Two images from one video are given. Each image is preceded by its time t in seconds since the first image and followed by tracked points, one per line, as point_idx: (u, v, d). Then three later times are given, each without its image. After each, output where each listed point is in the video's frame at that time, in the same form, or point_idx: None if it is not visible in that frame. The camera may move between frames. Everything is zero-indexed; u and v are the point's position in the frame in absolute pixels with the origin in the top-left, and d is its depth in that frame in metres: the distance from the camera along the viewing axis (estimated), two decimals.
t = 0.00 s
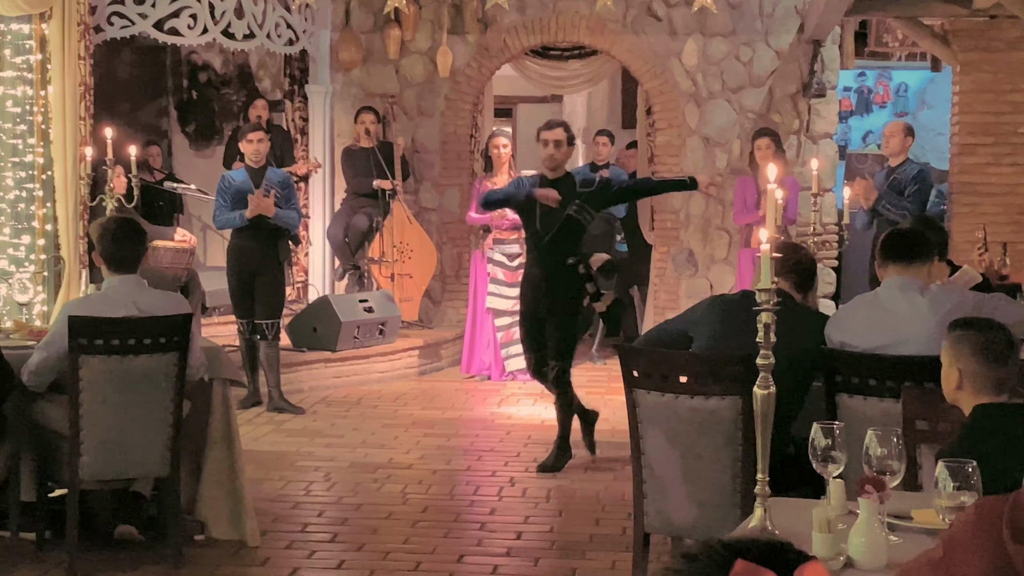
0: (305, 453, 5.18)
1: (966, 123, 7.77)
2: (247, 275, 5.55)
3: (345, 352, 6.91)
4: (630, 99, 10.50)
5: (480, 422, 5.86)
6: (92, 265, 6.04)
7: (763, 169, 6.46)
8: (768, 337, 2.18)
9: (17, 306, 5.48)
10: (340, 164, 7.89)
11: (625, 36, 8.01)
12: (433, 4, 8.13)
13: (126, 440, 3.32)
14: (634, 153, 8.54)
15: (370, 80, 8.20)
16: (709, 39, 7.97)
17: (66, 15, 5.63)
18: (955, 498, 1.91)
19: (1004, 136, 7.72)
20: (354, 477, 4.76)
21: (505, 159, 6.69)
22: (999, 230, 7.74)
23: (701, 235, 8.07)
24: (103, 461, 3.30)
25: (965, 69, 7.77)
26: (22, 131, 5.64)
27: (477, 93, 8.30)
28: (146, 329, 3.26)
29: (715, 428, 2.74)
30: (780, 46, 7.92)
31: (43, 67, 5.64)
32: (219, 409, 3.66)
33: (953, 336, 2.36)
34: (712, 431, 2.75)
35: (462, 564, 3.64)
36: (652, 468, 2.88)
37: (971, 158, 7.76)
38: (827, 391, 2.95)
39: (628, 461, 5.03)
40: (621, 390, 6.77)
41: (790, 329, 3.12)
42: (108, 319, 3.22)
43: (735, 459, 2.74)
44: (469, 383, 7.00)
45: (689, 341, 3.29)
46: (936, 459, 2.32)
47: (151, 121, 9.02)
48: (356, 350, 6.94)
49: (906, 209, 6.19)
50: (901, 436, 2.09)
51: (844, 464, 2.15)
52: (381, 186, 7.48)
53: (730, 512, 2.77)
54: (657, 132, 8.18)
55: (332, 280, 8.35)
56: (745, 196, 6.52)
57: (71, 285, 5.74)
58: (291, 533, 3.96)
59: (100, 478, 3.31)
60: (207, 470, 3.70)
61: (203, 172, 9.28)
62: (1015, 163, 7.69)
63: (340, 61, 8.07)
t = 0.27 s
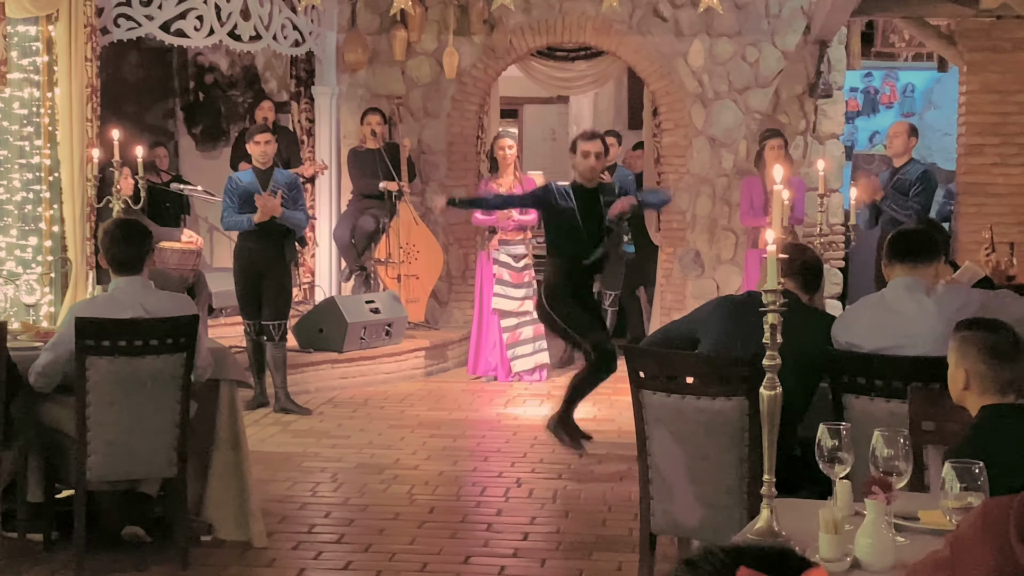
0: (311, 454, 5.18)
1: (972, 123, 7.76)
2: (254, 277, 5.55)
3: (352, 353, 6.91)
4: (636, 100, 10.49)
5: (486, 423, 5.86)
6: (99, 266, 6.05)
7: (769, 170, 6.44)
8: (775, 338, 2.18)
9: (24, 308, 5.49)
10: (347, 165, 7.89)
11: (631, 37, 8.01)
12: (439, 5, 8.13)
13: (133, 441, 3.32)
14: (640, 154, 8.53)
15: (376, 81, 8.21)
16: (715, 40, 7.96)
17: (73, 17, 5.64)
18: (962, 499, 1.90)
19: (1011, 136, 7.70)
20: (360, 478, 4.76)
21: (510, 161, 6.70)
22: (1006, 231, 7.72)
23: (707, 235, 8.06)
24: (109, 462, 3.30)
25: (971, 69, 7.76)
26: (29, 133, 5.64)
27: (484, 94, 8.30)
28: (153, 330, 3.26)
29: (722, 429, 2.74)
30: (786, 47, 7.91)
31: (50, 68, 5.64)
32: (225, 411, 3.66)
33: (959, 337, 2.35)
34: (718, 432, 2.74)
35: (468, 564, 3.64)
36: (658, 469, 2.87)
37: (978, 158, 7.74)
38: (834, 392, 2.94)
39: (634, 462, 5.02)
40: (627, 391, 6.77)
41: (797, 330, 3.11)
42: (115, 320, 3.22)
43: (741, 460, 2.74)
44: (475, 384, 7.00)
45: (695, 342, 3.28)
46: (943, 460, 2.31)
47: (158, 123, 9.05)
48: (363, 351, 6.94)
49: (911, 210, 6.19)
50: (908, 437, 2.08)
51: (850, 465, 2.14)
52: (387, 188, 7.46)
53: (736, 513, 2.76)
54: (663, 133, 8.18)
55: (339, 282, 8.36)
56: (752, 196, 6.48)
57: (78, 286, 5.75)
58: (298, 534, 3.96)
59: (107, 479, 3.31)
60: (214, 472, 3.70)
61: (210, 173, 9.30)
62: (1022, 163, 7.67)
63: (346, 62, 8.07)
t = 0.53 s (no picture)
0: (313, 455, 5.18)
1: (975, 123, 7.75)
2: (257, 278, 5.56)
3: (354, 354, 6.91)
4: (638, 101, 10.49)
5: (488, 424, 5.86)
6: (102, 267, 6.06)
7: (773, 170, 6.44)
8: (777, 339, 2.17)
9: (27, 309, 5.50)
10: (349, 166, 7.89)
11: (633, 38, 8.01)
12: (441, 6, 8.13)
13: (136, 442, 3.32)
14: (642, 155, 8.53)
15: (378, 82, 8.21)
16: (717, 41, 7.96)
17: (75, 18, 5.65)
18: (965, 500, 1.90)
19: (1014, 136, 7.70)
20: (362, 478, 4.77)
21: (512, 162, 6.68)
22: (1009, 231, 7.71)
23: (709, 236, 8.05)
24: (112, 463, 3.30)
25: (974, 70, 7.75)
26: (31, 134, 5.65)
27: (486, 94, 8.29)
28: (155, 331, 3.27)
29: (724, 430, 2.74)
30: (789, 47, 7.90)
31: (51, 70, 5.63)
32: (228, 412, 3.66)
33: (962, 338, 2.35)
34: (720, 433, 2.74)
35: (470, 565, 3.64)
36: (661, 469, 2.87)
37: (981, 159, 7.73)
38: (837, 393, 2.94)
39: (637, 463, 5.02)
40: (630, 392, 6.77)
41: (801, 330, 3.11)
42: (117, 322, 3.22)
43: (743, 461, 2.74)
44: (478, 385, 7.00)
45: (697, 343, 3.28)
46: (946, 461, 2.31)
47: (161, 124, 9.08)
48: (365, 352, 6.94)
49: (910, 212, 6.19)
50: (911, 437, 2.08)
51: (853, 466, 2.14)
52: (389, 189, 7.41)
53: (738, 515, 2.76)
54: (665, 133, 8.17)
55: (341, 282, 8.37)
56: (755, 197, 6.49)
57: (80, 287, 5.75)
58: (300, 535, 3.96)
59: (109, 480, 3.31)
60: (216, 473, 3.71)
61: (212, 174, 9.31)
62: None
63: (348, 63, 8.07)
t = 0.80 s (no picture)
0: (312, 457, 5.18)
1: (973, 125, 7.76)
2: (256, 280, 5.56)
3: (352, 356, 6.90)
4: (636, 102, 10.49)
5: (486, 426, 5.86)
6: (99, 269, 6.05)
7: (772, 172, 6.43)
8: (776, 340, 2.17)
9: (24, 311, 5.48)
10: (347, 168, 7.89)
11: (631, 39, 8.01)
12: (440, 7, 8.14)
13: (134, 444, 3.32)
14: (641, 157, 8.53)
15: (377, 83, 8.21)
16: (715, 42, 7.96)
17: (73, 19, 5.64)
18: (964, 501, 1.90)
19: (1012, 138, 7.70)
20: (361, 481, 4.75)
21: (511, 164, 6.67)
22: (1006, 233, 7.72)
23: (708, 238, 8.05)
24: (110, 465, 3.29)
25: (972, 71, 7.77)
26: (28, 135, 5.63)
27: (484, 96, 8.29)
28: (153, 332, 3.26)
29: (724, 431, 2.74)
30: (787, 49, 7.91)
31: (49, 71, 5.62)
32: (226, 413, 3.66)
33: (962, 339, 2.35)
34: (720, 434, 2.74)
35: (469, 567, 3.63)
36: (660, 471, 2.87)
37: (979, 161, 7.74)
38: (835, 395, 2.94)
39: (635, 465, 5.02)
40: (628, 393, 6.77)
41: (799, 332, 3.10)
42: (115, 323, 3.23)
43: (743, 462, 2.74)
44: (476, 387, 7.00)
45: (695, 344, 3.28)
46: (945, 462, 2.31)
47: (158, 126, 9.07)
48: (363, 353, 6.94)
49: (900, 213, 6.19)
50: (909, 439, 2.08)
51: (852, 467, 2.14)
52: (387, 190, 7.42)
53: (737, 516, 2.76)
54: (664, 135, 8.17)
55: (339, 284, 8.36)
56: (754, 199, 6.49)
57: (77, 289, 5.74)
58: (298, 537, 3.96)
59: (108, 482, 3.30)
60: (215, 475, 3.70)
61: (210, 176, 9.29)
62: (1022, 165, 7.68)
63: (347, 65, 8.07)
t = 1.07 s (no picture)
0: (306, 459, 5.17)
1: (966, 127, 7.79)
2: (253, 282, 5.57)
3: (346, 358, 6.90)
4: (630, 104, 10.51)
5: (480, 427, 5.86)
6: (93, 271, 6.04)
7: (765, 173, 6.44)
8: (770, 341, 2.18)
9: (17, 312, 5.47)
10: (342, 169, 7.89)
11: (625, 41, 8.02)
12: (434, 9, 8.14)
13: (128, 446, 3.31)
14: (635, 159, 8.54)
15: (371, 85, 8.21)
16: (709, 44, 7.98)
17: (67, 21, 5.64)
18: (958, 502, 1.91)
19: (1005, 140, 7.73)
20: (355, 483, 4.75)
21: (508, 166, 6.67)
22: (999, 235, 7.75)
23: (701, 240, 8.07)
24: (104, 466, 3.29)
25: (965, 74, 7.79)
26: (22, 137, 5.63)
27: (478, 98, 8.29)
28: (146, 334, 3.26)
29: (718, 433, 2.74)
30: (780, 51, 7.93)
31: (43, 72, 5.61)
32: (220, 415, 3.65)
33: (954, 340, 2.36)
34: (714, 436, 2.75)
35: (463, 569, 3.63)
36: (654, 472, 2.87)
37: (971, 163, 7.77)
38: (828, 396, 2.95)
39: (630, 466, 5.02)
40: (622, 395, 6.78)
41: (792, 333, 3.11)
42: (108, 325, 3.22)
43: (736, 464, 2.74)
44: (470, 389, 7.00)
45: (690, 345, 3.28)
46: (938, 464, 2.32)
47: (152, 127, 9.07)
48: (358, 355, 6.93)
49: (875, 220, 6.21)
50: (903, 440, 2.08)
51: (845, 468, 2.15)
52: (382, 192, 7.45)
53: (731, 517, 2.77)
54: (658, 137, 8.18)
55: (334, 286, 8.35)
56: (745, 201, 6.52)
57: (71, 291, 5.73)
58: (293, 539, 3.96)
59: (101, 484, 3.30)
60: (208, 477, 3.69)
61: (204, 177, 9.29)
62: (1015, 167, 7.70)
63: (341, 66, 8.06)
